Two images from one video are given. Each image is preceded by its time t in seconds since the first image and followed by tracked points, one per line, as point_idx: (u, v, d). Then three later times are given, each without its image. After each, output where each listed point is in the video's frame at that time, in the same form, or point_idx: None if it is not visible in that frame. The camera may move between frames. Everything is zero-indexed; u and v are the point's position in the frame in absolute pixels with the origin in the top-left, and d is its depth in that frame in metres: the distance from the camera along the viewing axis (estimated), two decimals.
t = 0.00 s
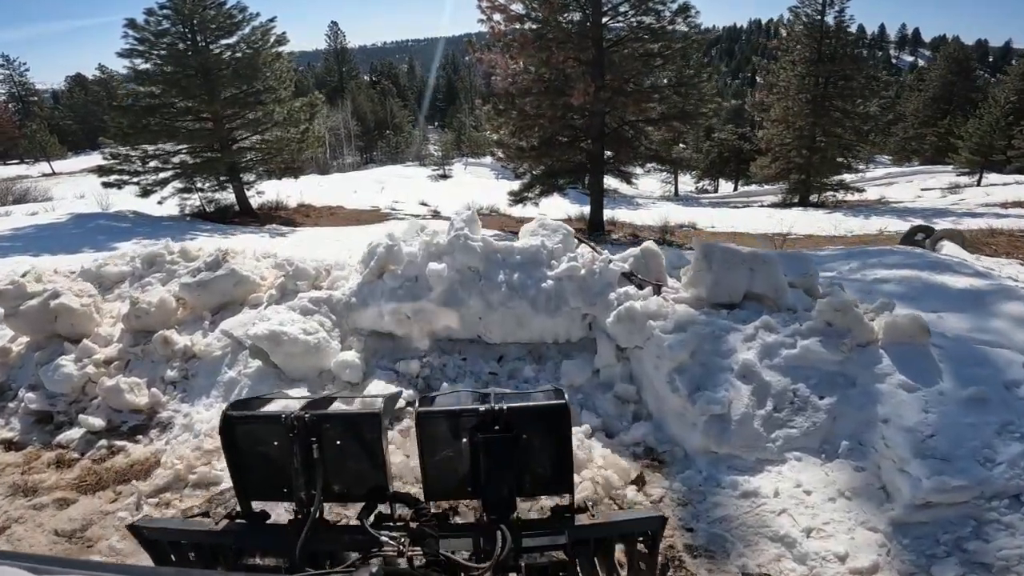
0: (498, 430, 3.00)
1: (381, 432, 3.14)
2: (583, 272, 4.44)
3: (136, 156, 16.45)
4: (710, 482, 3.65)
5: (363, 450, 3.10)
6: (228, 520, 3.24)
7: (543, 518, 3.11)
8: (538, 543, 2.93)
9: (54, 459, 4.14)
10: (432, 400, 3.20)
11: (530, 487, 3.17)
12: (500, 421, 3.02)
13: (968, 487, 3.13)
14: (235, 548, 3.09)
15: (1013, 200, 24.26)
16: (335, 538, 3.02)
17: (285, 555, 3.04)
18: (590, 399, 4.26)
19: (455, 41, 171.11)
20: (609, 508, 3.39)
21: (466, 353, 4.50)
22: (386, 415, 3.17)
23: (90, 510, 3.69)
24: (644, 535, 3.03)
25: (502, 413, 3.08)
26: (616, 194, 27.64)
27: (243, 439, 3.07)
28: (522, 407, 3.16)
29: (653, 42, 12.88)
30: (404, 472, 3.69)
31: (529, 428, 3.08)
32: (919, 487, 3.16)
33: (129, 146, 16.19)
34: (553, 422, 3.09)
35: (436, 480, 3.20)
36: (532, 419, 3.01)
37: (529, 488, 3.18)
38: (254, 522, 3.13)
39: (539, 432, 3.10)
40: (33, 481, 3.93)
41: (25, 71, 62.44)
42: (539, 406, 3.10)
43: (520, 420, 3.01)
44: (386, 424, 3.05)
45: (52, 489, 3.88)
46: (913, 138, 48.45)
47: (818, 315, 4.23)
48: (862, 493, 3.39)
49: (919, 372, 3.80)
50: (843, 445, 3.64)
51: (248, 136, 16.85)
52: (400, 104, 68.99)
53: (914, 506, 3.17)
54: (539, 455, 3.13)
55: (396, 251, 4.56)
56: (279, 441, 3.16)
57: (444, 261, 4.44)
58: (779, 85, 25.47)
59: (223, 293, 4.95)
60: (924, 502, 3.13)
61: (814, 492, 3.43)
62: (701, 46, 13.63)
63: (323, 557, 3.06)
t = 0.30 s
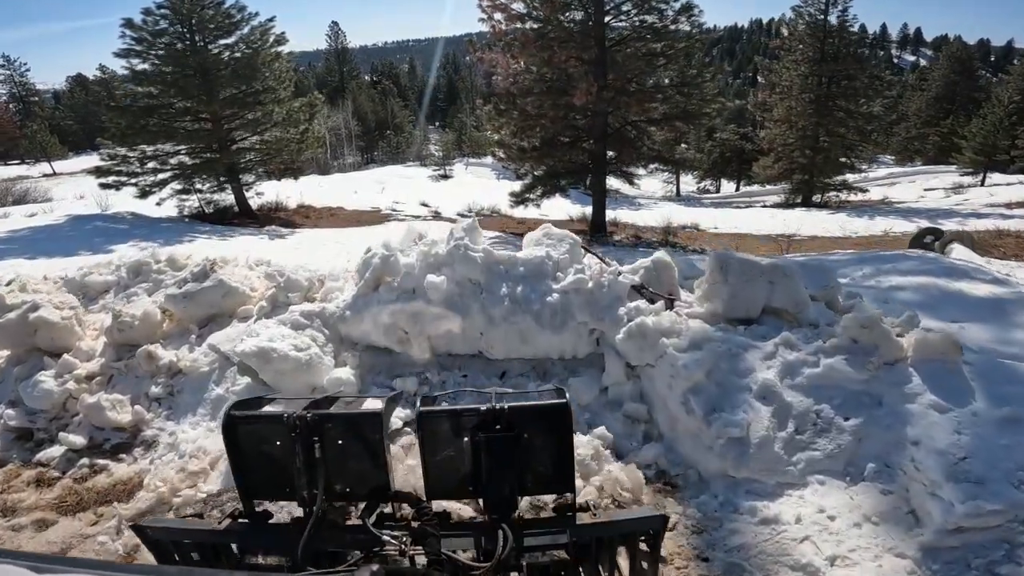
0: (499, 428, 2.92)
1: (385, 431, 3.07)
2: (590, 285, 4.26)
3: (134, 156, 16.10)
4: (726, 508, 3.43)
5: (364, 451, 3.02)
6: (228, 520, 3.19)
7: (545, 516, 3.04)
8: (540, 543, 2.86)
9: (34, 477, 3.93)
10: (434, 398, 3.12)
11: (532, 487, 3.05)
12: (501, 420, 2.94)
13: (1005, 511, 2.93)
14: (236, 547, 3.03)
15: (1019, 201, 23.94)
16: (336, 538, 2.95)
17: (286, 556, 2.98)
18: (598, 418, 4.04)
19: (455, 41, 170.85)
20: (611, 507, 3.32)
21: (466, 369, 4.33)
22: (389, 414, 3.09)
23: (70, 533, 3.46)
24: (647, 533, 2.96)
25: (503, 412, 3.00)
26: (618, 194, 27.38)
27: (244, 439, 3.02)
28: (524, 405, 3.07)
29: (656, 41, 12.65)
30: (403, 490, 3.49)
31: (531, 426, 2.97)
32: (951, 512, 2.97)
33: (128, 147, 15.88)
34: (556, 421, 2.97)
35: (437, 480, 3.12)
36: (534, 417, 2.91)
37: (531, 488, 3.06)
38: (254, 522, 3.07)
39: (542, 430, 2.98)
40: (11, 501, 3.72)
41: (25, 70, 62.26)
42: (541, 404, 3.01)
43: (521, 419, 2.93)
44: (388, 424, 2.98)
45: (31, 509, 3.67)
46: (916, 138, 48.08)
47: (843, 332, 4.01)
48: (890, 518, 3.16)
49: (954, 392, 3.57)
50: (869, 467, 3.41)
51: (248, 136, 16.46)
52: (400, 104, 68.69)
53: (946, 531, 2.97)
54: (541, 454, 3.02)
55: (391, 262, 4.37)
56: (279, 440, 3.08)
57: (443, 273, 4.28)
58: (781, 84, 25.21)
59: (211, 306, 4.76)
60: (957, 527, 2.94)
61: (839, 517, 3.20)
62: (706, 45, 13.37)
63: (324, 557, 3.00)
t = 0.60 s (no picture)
0: (499, 429, 2.88)
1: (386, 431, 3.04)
2: (596, 298, 4.09)
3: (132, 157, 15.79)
4: (741, 534, 3.20)
5: (363, 451, 3.00)
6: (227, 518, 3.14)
7: (545, 517, 3.00)
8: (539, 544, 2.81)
9: (10, 496, 3.71)
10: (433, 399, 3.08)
11: (531, 487, 3.04)
12: (501, 420, 2.90)
13: None
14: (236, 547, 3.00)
15: None
16: (336, 537, 2.93)
17: (285, 556, 2.96)
18: (605, 437, 3.83)
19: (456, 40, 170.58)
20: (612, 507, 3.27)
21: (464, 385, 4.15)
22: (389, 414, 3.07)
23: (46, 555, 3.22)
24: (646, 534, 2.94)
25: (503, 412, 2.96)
26: (620, 194, 27.13)
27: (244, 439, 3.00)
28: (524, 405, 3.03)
29: (658, 40, 12.42)
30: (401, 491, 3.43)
31: (531, 426, 2.94)
32: (982, 536, 2.78)
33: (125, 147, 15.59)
34: (555, 421, 2.94)
35: (436, 480, 3.09)
36: (532, 417, 2.88)
37: (530, 488, 3.04)
38: (254, 521, 3.05)
39: (541, 431, 2.96)
40: None
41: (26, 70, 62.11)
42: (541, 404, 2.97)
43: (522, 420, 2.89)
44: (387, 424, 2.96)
45: (7, 529, 3.45)
46: (918, 138, 47.68)
47: (868, 349, 3.80)
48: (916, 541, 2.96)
49: (984, 412, 3.37)
50: (894, 489, 3.21)
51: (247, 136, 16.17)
52: (400, 103, 68.46)
53: (976, 556, 2.78)
54: (540, 455, 3.00)
55: (385, 273, 4.27)
56: (279, 439, 3.06)
57: (441, 285, 4.14)
58: (784, 84, 24.94)
59: (195, 318, 4.59)
60: (989, 552, 2.75)
61: (861, 542, 3.00)
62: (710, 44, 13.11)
63: (323, 557, 2.97)
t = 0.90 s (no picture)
0: (502, 431, 2.78)
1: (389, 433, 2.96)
2: (605, 312, 3.93)
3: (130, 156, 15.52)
4: (760, 560, 3.02)
5: (367, 452, 2.91)
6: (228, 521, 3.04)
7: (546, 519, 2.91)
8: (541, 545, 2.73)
9: None
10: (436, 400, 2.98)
11: (534, 489, 2.92)
12: (504, 422, 2.81)
13: None
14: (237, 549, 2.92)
15: None
16: (338, 538, 2.84)
17: (287, 557, 2.87)
18: (615, 457, 3.65)
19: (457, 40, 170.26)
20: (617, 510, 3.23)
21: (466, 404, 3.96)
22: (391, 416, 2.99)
23: None
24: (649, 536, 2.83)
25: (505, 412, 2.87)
26: (621, 193, 26.88)
27: (245, 441, 2.93)
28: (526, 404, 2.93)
29: (660, 39, 12.21)
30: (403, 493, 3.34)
31: (534, 425, 2.83)
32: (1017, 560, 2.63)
33: (125, 147, 15.33)
34: (558, 420, 2.83)
35: (437, 480, 2.99)
36: (535, 417, 2.79)
37: (533, 490, 2.93)
38: (255, 523, 2.96)
39: (544, 430, 2.84)
40: None
41: (25, 70, 61.89)
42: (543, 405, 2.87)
43: (525, 422, 2.79)
44: (389, 425, 2.88)
45: None
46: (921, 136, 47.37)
47: (898, 367, 3.59)
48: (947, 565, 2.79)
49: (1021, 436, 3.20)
50: (923, 511, 3.03)
51: (246, 136, 15.96)
52: (400, 102, 68.25)
53: None
54: (545, 454, 2.88)
55: (380, 284, 4.10)
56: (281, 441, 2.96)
57: (440, 299, 4.00)
58: (786, 83, 24.69)
59: (182, 331, 4.42)
60: None
61: (889, 567, 2.82)
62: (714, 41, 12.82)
63: (325, 559, 2.88)
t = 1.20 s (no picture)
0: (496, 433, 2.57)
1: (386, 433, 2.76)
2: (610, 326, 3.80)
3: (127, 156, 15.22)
4: None
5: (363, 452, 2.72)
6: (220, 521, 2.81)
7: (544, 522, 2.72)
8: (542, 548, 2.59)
9: None
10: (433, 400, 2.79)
11: (530, 492, 2.70)
12: (498, 424, 2.60)
13: None
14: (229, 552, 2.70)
15: None
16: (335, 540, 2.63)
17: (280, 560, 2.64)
18: (624, 475, 3.46)
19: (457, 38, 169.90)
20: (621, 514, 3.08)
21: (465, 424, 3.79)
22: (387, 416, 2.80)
23: None
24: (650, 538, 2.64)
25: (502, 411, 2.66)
26: (622, 193, 26.56)
27: (237, 441, 2.76)
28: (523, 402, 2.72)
29: (660, 38, 11.96)
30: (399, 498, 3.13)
31: (533, 427, 2.61)
32: None
33: (121, 146, 15.00)
34: (558, 421, 2.61)
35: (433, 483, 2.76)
36: (530, 418, 2.58)
37: (530, 494, 2.70)
38: (249, 524, 2.76)
39: (543, 432, 2.62)
40: None
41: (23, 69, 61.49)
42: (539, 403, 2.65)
43: (521, 423, 2.58)
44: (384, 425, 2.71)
45: None
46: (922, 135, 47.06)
47: (927, 385, 3.36)
48: None
49: None
50: (951, 534, 2.89)
51: (243, 137, 15.71)
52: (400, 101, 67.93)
53: None
54: (544, 457, 2.66)
55: (369, 296, 4.02)
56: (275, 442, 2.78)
57: (433, 310, 3.90)
58: (788, 82, 24.39)
59: (159, 344, 4.28)
60: None
61: None
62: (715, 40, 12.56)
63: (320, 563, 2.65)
